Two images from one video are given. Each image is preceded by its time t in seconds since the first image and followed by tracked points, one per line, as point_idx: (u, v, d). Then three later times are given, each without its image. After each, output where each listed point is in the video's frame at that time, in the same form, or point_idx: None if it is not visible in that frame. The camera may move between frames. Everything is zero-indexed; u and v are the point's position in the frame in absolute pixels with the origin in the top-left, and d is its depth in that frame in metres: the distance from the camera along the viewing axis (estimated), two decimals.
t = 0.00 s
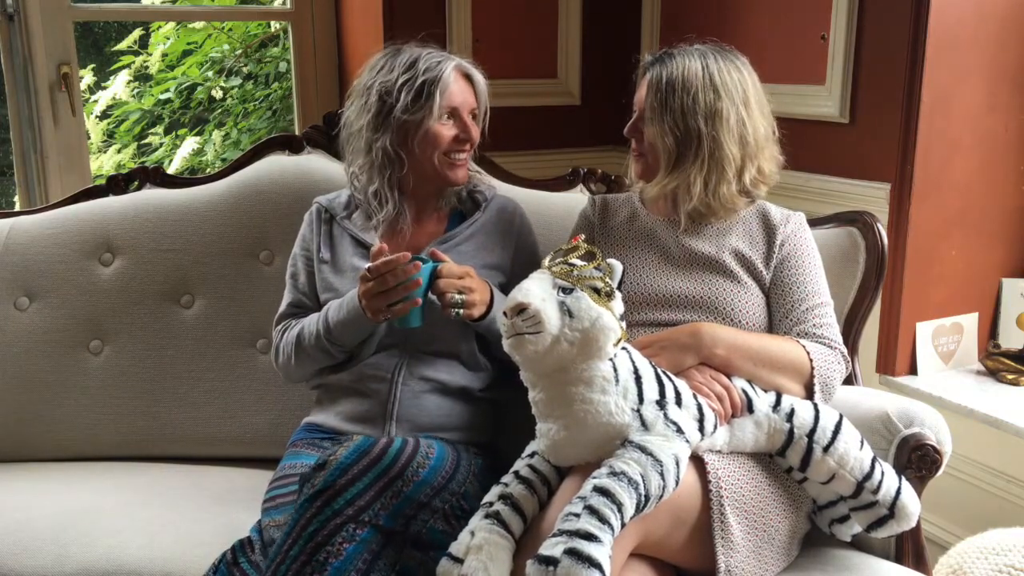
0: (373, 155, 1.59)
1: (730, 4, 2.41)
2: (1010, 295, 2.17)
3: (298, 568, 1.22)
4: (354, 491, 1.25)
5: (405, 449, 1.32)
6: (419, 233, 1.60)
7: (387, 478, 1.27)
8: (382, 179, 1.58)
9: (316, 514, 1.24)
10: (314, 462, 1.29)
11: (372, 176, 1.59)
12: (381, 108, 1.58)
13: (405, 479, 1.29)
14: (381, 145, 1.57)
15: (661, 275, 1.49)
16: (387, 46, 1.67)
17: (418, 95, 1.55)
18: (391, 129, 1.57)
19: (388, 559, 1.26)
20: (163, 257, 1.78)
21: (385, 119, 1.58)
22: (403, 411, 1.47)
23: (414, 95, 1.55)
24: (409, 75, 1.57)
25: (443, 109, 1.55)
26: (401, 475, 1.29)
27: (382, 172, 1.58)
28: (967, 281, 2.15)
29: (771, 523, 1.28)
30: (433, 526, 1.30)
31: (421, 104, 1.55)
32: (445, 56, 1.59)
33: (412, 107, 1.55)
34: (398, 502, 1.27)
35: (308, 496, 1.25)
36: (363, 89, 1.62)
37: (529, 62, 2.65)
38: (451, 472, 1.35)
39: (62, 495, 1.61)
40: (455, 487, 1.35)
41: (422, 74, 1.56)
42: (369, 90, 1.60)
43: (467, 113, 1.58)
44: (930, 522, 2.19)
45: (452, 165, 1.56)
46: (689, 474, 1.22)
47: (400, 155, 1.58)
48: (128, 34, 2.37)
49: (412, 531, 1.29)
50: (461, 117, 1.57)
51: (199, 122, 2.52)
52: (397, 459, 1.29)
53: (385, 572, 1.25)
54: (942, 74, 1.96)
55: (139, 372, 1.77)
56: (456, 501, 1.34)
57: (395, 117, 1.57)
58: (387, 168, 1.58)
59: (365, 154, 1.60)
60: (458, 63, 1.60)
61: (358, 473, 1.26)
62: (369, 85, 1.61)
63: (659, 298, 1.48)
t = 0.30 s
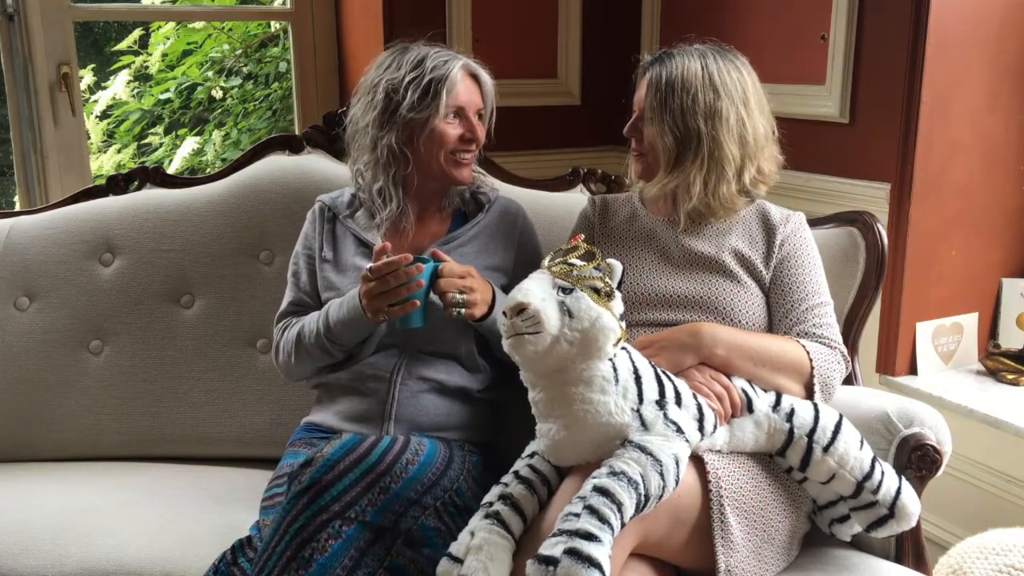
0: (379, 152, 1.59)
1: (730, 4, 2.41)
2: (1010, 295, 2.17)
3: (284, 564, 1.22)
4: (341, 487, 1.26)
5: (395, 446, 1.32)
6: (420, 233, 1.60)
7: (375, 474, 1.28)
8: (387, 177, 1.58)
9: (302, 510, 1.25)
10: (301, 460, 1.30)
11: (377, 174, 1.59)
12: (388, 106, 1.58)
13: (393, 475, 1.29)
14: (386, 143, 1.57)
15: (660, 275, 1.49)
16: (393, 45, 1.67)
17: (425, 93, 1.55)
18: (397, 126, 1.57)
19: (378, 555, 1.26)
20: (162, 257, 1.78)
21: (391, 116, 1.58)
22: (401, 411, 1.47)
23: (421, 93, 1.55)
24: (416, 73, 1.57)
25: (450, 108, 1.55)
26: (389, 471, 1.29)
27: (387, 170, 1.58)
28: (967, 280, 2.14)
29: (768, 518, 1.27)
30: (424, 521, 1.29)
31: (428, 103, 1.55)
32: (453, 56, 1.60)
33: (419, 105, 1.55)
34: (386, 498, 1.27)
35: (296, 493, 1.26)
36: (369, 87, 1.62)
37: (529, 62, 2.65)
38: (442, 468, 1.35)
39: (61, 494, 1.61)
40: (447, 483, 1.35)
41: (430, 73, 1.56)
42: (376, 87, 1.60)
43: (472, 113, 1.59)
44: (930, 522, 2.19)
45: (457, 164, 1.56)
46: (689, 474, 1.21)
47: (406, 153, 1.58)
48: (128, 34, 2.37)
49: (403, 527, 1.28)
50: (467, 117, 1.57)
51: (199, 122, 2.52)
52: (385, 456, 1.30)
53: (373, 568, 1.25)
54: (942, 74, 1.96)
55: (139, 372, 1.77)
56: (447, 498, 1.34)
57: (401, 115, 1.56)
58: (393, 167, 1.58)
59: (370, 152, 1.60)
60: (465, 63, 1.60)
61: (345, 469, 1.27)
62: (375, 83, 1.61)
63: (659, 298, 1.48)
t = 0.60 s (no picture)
0: (383, 148, 1.59)
1: (730, 4, 2.41)
2: (1010, 295, 2.17)
3: (288, 564, 1.22)
4: (342, 486, 1.26)
5: (395, 446, 1.32)
6: (424, 234, 1.60)
7: (376, 472, 1.28)
8: (391, 174, 1.58)
9: (305, 509, 1.24)
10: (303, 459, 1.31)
11: (381, 170, 1.59)
12: (392, 101, 1.58)
13: (395, 473, 1.29)
14: (390, 138, 1.57)
15: (660, 275, 1.49)
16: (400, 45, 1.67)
17: (429, 90, 1.56)
18: (400, 122, 1.57)
19: (384, 555, 1.27)
20: (162, 257, 1.78)
21: (395, 112, 1.58)
22: (402, 412, 1.47)
23: (426, 90, 1.55)
24: (422, 70, 1.57)
25: (453, 106, 1.55)
26: (390, 469, 1.29)
27: (391, 166, 1.58)
28: (967, 280, 2.14)
29: (768, 519, 1.27)
30: (426, 520, 1.30)
31: (432, 99, 1.55)
32: (458, 55, 1.60)
33: (422, 101, 1.55)
34: (388, 496, 1.27)
35: (298, 493, 1.26)
36: (375, 83, 1.62)
37: (529, 62, 2.65)
38: (443, 466, 1.35)
39: (62, 495, 1.61)
40: (448, 481, 1.35)
41: (435, 70, 1.56)
42: (382, 84, 1.60)
43: (477, 112, 1.58)
44: (930, 522, 2.19)
45: (460, 163, 1.56)
46: (689, 474, 1.21)
47: (409, 148, 1.58)
48: (128, 34, 2.37)
49: (405, 527, 1.29)
50: (471, 115, 1.57)
51: (199, 122, 2.52)
52: (386, 454, 1.30)
53: (378, 567, 1.25)
54: (942, 74, 1.96)
55: (139, 372, 1.77)
56: (449, 496, 1.34)
57: (405, 111, 1.56)
58: (396, 163, 1.58)
59: (375, 148, 1.61)
60: (471, 62, 1.60)
61: (346, 468, 1.27)
62: (381, 79, 1.61)
63: (659, 297, 1.48)
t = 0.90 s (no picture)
0: (393, 137, 1.59)
1: (730, 4, 2.41)
2: (1011, 295, 2.17)
3: (298, 569, 1.21)
4: (357, 494, 1.25)
5: (409, 453, 1.31)
6: (426, 235, 1.60)
7: (390, 481, 1.27)
8: (400, 163, 1.58)
9: (319, 515, 1.24)
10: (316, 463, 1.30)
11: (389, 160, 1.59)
12: (406, 92, 1.59)
13: (408, 483, 1.29)
14: (401, 127, 1.57)
15: (660, 272, 1.49)
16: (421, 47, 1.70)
17: (444, 84, 1.57)
18: (413, 112, 1.57)
19: (391, 561, 1.27)
20: (162, 257, 1.78)
21: (409, 102, 1.58)
22: (405, 412, 1.47)
23: (442, 83, 1.57)
24: (441, 65, 1.59)
25: (468, 102, 1.56)
26: (404, 479, 1.29)
27: (400, 156, 1.58)
28: (967, 281, 2.14)
29: (769, 521, 1.27)
30: (434, 528, 1.30)
31: (446, 92, 1.56)
32: (475, 57, 1.62)
33: (437, 94, 1.56)
34: (400, 505, 1.28)
35: (312, 498, 1.25)
36: (392, 75, 1.64)
37: (529, 62, 2.65)
38: (454, 474, 1.36)
39: (61, 494, 1.61)
40: (457, 490, 1.35)
41: (453, 67, 1.58)
42: (398, 75, 1.62)
43: (487, 113, 1.59)
44: (930, 522, 2.19)
45: (466, 161, 1.57)
46: (689, 473, 1.21)
47: (420, 140, 1.58)
48: (128, 34, 2.37)
49: (413, 535, 1.29)
50: (480, 115, 1.58)
51: (199, 122, 2.52)
52: (401, 462, 1.29)
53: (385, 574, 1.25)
54: (942, 74, 1.96)
55: (139, 372, 1.77)
56: (458, 505, 1.35)
57: (419, 102, 1.57)
58: (405, 153, 1.58)
59: (385, 137, 1.60)
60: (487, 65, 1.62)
61: (361, 476, 1.27)
62: (399, 71, 1.62)
63: (658, 294, 1.48)
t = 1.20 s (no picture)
0: (395, 136, 1.59)
1: (730, 4, 2.41)
2: (1010, 295, 2.17)
3: (289, 559, 1.22)
4: (345, 484, 1.26)
5: (399, 444, 1.32)
6: (426, 234, 1.60)
7: (379, 471, 1.28)
8: (401, 163, 1.59)
9: (308, 504, 1.24)
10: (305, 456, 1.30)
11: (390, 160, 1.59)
12: (406, 92, 1.60)
13: (398, 473, 1.29)
14: (402, 126, 1.58)
15: (660, 271, 1.49)
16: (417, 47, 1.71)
17: (444, 82, 1.58)
18: (414, 110, 1.58)
19: (384, 551, 1.26)
20: (162, 257, 1.78)
21: (409, 101, 1.59)
22: (403, 412, 1.47)
23: (443, 80, 1.57)
24: (441, 63, 1.60)
25: (468, 99, 1.57)
26: (393, 468, 1.29)
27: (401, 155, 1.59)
28: (967, 281, 2.14)
29: (768, 520, 1.27)
30: (429, 518, 1.30)
31: (446, 90, 1.57)
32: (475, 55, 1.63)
33: (437, 92, 1.57)
34: (391, 494, 1.28)
35: (301, 489, 1.26)
36: (390, 75, 1.65)
37: (529, 62, 2.65)
38: (447, 465, 1.36)
39: (62, 494, 1.61)
40: (451, 481, 1.35)
41: (453, 64, 1.59)
42: (397, 75, 1.62)
43: (486, 110, 1.60)
44: (930, 522, 2.19)
45: (469, 158, 1.57)
46: (689, 473, 1.21)
47: (421, 139, 1.58)
48: (128, 34, 2.37)
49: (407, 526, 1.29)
50: (480, 112, 1.58)
51: (199, 122, 2.52)
52: (390, 452, 1.30)
53: (379, 564, 1.25)
54: (942, 74, 1.97)
55: (139, 372, 1.77)
56: (452, 496, 1.35)
57: (420, 100, 1.58)
58: (407, 152, 1.59)
59: (386, 137, 1.61)
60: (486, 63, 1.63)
61: (350, 465, 1.27)
62: (398, 70, 1.63)
63: (658, 294, 1.48)
